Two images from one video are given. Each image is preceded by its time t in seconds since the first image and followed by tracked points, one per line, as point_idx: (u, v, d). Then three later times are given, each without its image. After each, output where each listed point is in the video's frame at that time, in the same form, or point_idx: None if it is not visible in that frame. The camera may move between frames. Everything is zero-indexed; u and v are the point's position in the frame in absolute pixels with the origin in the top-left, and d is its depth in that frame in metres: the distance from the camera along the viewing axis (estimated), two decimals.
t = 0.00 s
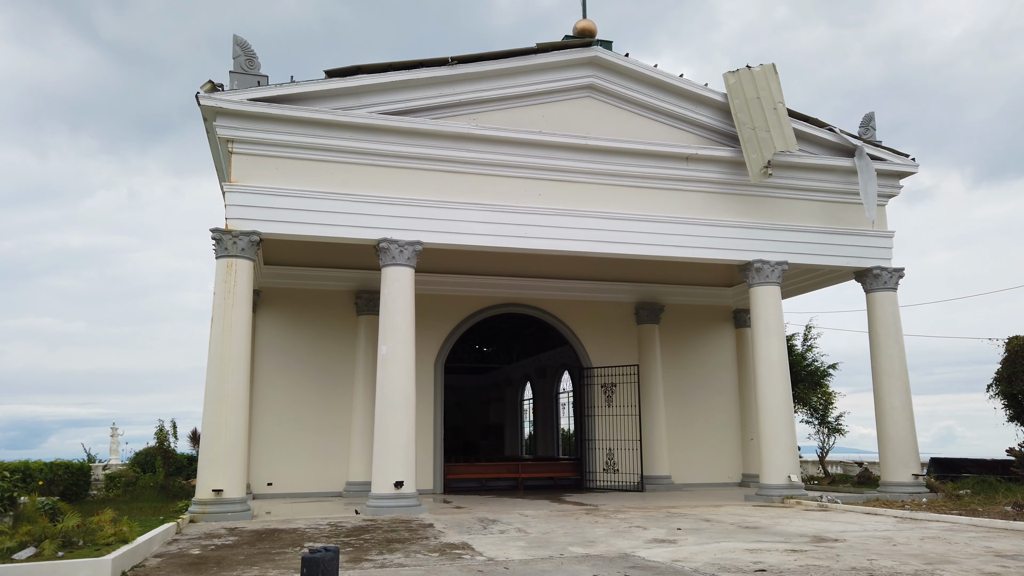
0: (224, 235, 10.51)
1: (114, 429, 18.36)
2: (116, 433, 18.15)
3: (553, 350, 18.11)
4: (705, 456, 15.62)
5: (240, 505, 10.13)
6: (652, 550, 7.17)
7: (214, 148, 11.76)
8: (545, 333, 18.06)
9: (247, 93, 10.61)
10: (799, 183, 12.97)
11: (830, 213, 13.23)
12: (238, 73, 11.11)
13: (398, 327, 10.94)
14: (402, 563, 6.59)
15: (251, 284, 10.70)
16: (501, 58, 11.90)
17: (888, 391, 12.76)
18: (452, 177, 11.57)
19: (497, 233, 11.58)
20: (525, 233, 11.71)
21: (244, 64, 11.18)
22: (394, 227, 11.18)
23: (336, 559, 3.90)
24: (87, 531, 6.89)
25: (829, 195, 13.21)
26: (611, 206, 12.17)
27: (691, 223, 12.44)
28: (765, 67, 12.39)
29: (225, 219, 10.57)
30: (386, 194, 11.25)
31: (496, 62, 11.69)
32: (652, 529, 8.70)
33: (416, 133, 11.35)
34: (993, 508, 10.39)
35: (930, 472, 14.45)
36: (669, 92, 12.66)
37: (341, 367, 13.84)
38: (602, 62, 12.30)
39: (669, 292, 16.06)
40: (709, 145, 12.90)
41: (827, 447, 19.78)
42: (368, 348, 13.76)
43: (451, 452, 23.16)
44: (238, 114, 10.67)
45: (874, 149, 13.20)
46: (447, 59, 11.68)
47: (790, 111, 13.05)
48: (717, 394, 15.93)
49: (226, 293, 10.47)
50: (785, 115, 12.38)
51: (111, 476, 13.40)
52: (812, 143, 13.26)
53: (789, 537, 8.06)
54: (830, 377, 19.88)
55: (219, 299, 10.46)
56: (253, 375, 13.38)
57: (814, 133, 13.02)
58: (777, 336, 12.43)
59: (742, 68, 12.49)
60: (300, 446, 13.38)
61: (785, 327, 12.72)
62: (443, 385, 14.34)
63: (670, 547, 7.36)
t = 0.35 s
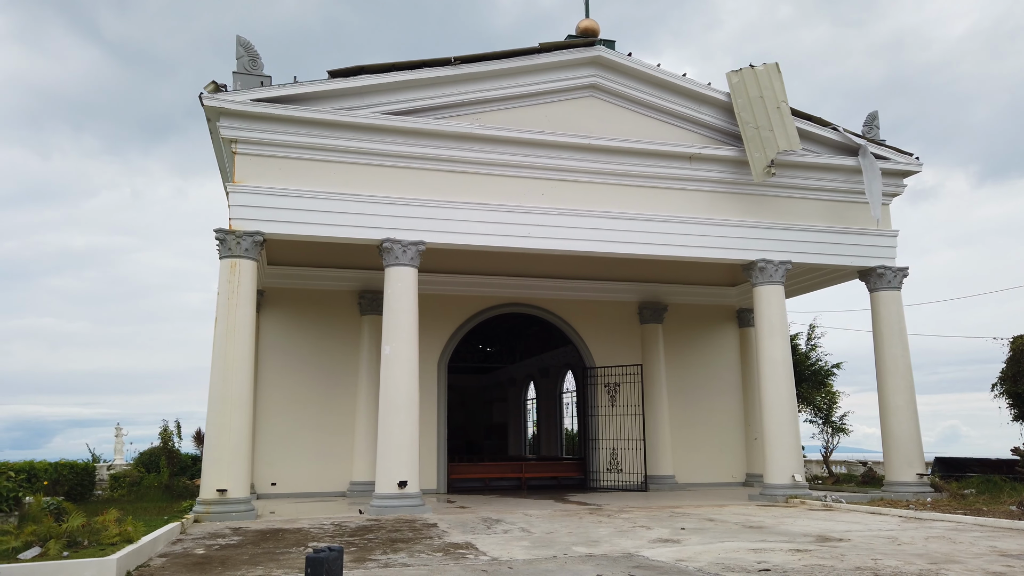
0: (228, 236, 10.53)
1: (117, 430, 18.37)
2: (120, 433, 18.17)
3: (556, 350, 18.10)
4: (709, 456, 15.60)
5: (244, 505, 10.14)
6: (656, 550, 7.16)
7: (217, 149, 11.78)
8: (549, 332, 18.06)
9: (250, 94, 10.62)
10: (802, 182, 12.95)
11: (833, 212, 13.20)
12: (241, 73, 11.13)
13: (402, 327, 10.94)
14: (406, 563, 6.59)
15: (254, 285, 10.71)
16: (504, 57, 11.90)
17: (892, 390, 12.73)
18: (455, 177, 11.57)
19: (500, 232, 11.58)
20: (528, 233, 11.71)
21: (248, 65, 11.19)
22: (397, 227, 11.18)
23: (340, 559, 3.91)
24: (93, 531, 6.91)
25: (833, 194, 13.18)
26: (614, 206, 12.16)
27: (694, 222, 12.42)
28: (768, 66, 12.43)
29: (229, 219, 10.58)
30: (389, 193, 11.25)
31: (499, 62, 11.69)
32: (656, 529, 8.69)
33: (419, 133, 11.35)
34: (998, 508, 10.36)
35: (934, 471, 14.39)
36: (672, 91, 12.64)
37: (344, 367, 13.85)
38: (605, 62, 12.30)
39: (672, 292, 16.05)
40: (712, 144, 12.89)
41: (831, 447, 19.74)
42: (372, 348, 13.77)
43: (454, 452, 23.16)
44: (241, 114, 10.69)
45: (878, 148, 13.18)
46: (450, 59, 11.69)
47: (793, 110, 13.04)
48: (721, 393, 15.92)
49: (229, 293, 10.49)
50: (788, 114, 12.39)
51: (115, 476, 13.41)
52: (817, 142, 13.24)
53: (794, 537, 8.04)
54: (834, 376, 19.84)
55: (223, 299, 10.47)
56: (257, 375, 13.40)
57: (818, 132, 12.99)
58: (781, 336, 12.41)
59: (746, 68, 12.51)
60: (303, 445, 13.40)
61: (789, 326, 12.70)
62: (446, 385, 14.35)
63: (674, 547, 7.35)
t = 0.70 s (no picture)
0: (234, 236, 10.55)
1: (125, 430, 18.44)
2: (128, 433, 18.24)
3: (562, 350, 18.10)
4: (716, 456, 15.57)
5: (250, 505, 10.17)
6: (663, 550, 7.16)
7: (224, 150, 11.82)
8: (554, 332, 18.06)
9: (256, 95, 10.65)
10: (809, 182, 12.92)
11: (840, 212, 13.16)
12: (247, 75, 11.16)
13: (407, 327, 10.95)
14: (412, 563, 6.60)
15: (261, 286, 10.74)
16: (509, 58, 11.90)
17: (900, 390, 12.68)
18: (460, 177, 11.58)
19: (505, 233, 11.58)
20: (534, 233, 11.71)
21: (254, 66, 11.22)
22: (402, 227, 11.19)
23: (347, 559, 3.92)
24: (100, 530, 6.94)
25: (840, 193, 13.14)
26: (619, 206, 12.16)
27: (700, 222, 12.40)
28: (774, 66, 12.36)
29: (235, 220, 10.62)
30: (394, 194, 11.27)
31: (504, 62, 11.69)
32: (662, 529, 8.69)
33: (424, 133, 11.36)
34: (1006, 508, 10.31)
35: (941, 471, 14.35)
36: (676, 91, 12.62)
37: (350, 367, 13.87)
38: (610, 62, 12.29)
39: (678, 292, 16.03)
40: (718, 143, 12.87)
41: (838, 447, 19.68)
42: (377, 349, 13.79)
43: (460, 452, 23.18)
44: (247, 116, 10.72)
45: (885, 147, 13.14)
46: (455, 59, 11.70)
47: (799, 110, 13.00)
48: (727, 393, 15.89)
49: (236, 294, 10.52)
50: (794, 114, 12.37)
51: (123, 476, 13.45)
52: (823, 142, 13.21)
53: (801, 537, 8.02)
54: (841, 376, 19.78)
55: (229, 300, 10.50)
56: (263, 375, 13.44)
57: (824, 131, 12.96)
58: (787, 336, 12.39)
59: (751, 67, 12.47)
60: (309, 446, 13.43)
61: (795, 325, 12.66)
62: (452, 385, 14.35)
63: (680, 547, 7.35)
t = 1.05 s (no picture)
0: (239, 236, 10.57)
1: (131, 430, 18.48)
2: (134, 434, 18.28)
3: (567, 350, 18.08)
4: (722, 456, 15.53)
5: (256, 504, 10.18)
6: (669, 550, 7.13)
7: (229, 150, 11.85)
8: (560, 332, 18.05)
9: (261, 95, 10.66)
10: (814, 180, 12.88)
11: (846, 210, 13.11)
12: (252, 75, 11.17)
13: (412, 327, 10.95)
14: (417, 562, 6.60)
15: (266, 286, 10.75)
16: (514, 57, 11.89)
17: (907, 389, 12.63)
18: (464, 177, 11.58)
19: (510, 232, 11.57)
20: (539, 233, 11.69)
21: (258, 66, 11.24)
22: (407, 227, 11.19)
23: (352, 558, 3.92)
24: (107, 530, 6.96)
25: (846, 192, 13.10)
26: (624, 205, 12.13)
27: (705, 221, 12.36)
28: (780, 63, 12.24)
29: (241, 220, 10.63)
30: (399, 194, 11.26)
31: (508, 61, 11.68)
32: (668, 529, 8.66)
33: (429, 133, 11.36)
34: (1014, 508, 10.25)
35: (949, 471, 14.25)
36: (681, 89, 12.60)
37: (356, 367, 13.88)
38: (615, 61, 12.27)
39: (683, 291, 16.00)
40: (723, 142, 12.83)
41: (845, 446, 19.61)
42: (383, 348, 13.79)
43: (465, 452, 23.17)
44: (252, 116, 10.73)
45: (891, 145, 13.09)
46: (459, 59, 11.69)
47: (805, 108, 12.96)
48: (733, 392, 15.85)
49: (241, 294, 10.53)
50: (800, 112, 12.32)
51: (128, 476, 13.47)
52: (829, 140, 13.17)
53: (807, 536, 7.99)
54: (847, 375, 19.70)
55: (235, 300, 10.52)
56: (269, 375, 13.46)
57: (830, 130, 12.91)
58: (793, 335, 12.34)
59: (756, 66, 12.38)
60: (315, 446, 13.44)
61: (802, 325, 12.62)
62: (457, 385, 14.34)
63: (686, 546, 7.32)
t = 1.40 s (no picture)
0: (246, 236, 10.59)
1: (138, 430, 18.53)
2: (141, 433, 18.34)
3: (573, 349, 18.07)
4: (728, 455, 15.50)
5: (263, 504, 10.20)
6: (675, 550, 7.12)
7: (235, 150, 11.88)
8: (566, 332, 18.04)
9: (267, 96, 10.69)
10: (821, 179, 12.83)
11: (853, 209, 13.07)
12: (258, 75, 11.20)
13: (418, 327, 10.96)
14: (423, 562, 6.60)
15: (272, 286, 10.78)
16: (519, 56, 11.89)
17: (914, 388, 12.58)
18: (470, 176, 11.57)
19: (516, 232, 11.57)
20: (544, 232, 11.68)
21: (264, 66, 11.26)
22: (413, 227, 11.19)
23: (359, 558, 3.92)
24: (114, 529, 6.99)
25: (852, 190, 13.05)
26: (630, 204, 12.11)
27: (711, 220, 12.33)
28: (786, 62, 12.25)
29: (247, 220, 10.65)
30: (405, 193, 11.27)
31: (514, 61, 11.68)
32: (675, 528, 8.65)
33: (435, 132, 11.36)
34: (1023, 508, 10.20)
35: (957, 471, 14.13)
36: (687, 88, 12.57)
37: (362, 367, 13.90)
38: (621, 60, 12.26)
39: (689, 290, 15.97)
40: (729, 141, 12.80)
41: (852, 446, 19.54)
42: (388, 348, 13.81)
43: (471, 451, 23.18)
44: (258, 116, 10.75)
45: (898, 143, 13.03)
46: (465, 58, 11.70)
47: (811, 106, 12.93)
48: (739, 392, 15.81)
49: (247, 294, 10.56)
50: (806, 110, 12.28)
51: (136, 475, 13.51)
52: (835, 138, 13.13)
53: (814, 536, 7.96)
54: (854, 375, 19.62)
55: (241, 300, 10.55)
56: (275, 374, 13.49)
57: (837, 128, 12.88)
58: (800, 334, 12.31)
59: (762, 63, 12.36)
60: (321, 445, 13.46)
61: (808, 323, 12.58)
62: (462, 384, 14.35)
63: (693, 546, 7.31)
